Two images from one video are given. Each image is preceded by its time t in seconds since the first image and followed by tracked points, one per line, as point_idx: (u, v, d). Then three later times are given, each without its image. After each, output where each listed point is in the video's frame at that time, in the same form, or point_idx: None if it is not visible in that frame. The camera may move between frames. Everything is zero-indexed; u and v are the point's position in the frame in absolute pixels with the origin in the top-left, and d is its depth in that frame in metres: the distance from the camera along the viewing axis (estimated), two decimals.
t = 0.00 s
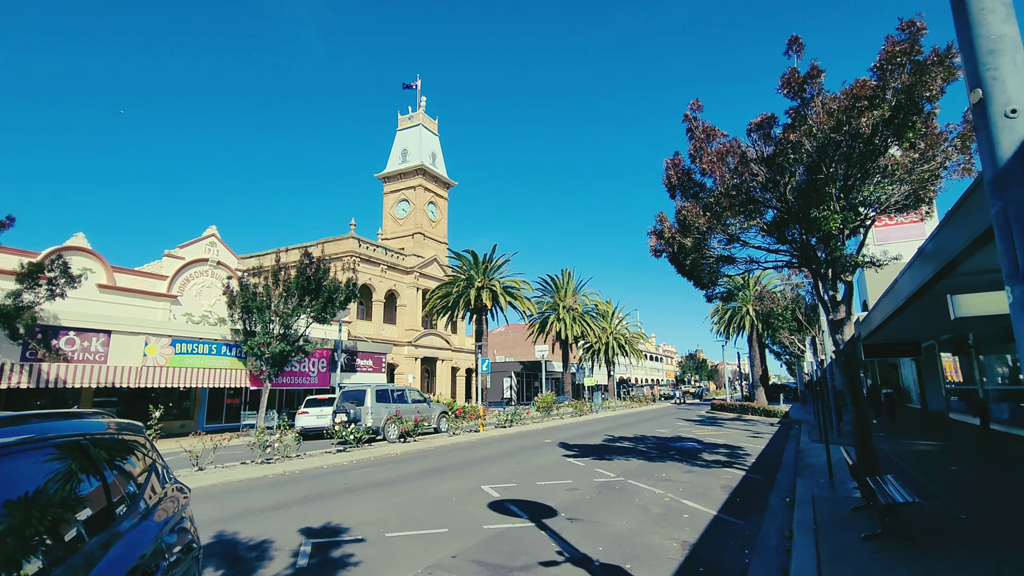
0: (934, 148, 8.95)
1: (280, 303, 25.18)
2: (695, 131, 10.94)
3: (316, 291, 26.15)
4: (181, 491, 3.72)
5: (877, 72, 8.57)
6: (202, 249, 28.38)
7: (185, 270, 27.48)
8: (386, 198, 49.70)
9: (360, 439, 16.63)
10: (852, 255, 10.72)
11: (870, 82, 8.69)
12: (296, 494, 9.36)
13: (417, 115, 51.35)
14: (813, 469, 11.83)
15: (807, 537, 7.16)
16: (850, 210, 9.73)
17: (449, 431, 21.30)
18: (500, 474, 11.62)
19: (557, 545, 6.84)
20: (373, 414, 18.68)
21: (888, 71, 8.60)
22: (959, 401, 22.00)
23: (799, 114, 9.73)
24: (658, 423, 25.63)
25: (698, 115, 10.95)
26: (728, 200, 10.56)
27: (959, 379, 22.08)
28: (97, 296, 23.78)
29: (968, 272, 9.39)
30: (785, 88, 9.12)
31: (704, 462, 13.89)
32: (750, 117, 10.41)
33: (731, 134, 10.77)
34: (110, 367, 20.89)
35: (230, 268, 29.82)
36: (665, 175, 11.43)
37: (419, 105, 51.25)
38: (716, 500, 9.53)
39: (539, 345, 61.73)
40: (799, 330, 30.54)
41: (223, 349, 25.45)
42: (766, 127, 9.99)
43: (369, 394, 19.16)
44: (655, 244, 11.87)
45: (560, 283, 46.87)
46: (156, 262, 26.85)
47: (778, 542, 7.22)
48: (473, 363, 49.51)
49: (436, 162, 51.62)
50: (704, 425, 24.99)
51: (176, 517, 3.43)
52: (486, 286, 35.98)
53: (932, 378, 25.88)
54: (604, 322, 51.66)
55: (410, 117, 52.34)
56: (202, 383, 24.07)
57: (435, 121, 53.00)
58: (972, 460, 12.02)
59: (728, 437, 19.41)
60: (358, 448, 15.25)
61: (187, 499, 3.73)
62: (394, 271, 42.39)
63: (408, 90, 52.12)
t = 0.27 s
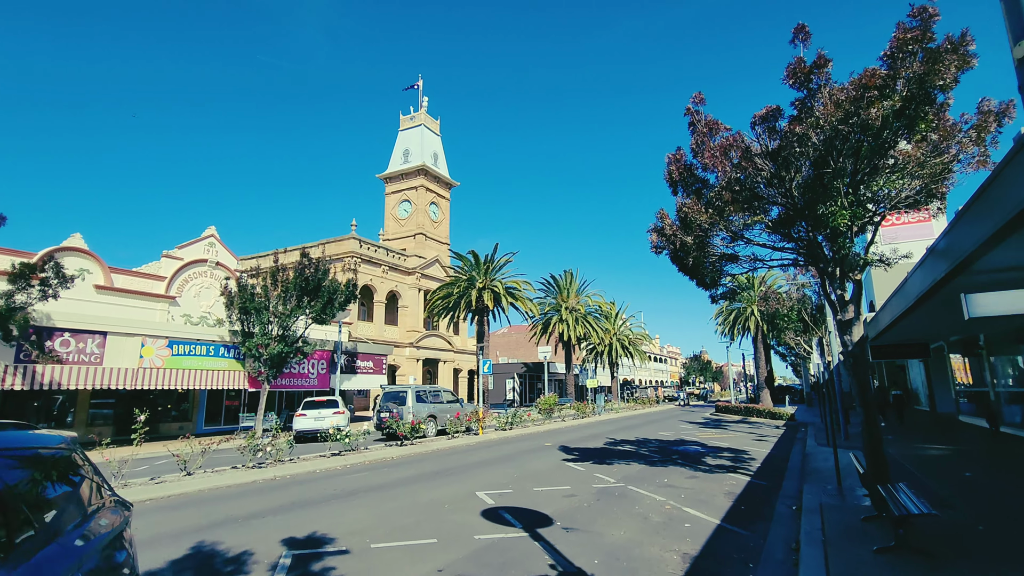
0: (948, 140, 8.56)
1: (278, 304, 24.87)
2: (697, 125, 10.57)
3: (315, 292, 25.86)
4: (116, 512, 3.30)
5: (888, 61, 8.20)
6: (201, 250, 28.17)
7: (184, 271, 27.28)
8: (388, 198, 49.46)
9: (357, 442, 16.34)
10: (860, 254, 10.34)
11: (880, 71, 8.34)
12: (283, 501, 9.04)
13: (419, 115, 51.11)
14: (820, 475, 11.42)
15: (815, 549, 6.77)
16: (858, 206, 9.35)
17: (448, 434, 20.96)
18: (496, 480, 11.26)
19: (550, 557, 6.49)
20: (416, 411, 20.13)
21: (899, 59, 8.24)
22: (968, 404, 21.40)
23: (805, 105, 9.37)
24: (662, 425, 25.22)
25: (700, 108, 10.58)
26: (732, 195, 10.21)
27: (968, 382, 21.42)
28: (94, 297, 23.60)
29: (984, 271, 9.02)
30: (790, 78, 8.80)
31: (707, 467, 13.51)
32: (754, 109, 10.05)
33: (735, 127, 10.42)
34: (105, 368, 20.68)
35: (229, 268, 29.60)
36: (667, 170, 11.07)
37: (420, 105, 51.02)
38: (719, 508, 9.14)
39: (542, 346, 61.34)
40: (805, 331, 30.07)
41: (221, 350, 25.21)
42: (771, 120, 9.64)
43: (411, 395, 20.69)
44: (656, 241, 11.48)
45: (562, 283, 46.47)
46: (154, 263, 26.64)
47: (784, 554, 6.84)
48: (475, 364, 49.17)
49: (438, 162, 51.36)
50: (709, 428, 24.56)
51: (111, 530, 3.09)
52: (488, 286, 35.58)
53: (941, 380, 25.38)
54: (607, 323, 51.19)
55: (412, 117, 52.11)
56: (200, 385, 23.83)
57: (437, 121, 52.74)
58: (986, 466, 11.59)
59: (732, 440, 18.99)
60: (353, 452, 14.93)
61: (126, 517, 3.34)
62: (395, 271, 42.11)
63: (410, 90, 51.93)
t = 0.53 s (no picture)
0: (960, 129, 8.19)
1: (276, 304, 24.62)
2: (698, 115, 10.22)
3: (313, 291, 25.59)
4: (43, 516, 3.02)
5: (896, 46, 7.88)
6: (200, 249, 28.00)
7: (183, 271, 27.10)
8: (389, 198, 49.26)
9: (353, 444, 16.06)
10: (867, 250, 9.98)
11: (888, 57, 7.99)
12: (269, 505, 8.74)
13: (421, 115, 50.91)
14: (827, 478, 11.02)
15: (821, 558, 6.41)
16: (866, 198, 8.96)
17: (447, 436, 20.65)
18: (490, 483, 10.93)
19: (540, 565, 6.16)
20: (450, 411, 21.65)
21: (909, 45, 7.88)
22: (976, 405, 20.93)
23: (810, 94, 9.03)
24: (665, 426, 24.84)
25: (701, 98, 10.24)
26: (732, 188, 9.85)
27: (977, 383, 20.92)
28: (91, 297, 23.43)
29: (996, 265, 8.63)
30: (793, 65, 8.50)
31: (709, 469, 13.15)
32: (758, 99, 9.71)
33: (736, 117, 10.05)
34: (100, 368, 20.50)
35: (228, 268, 29.41)
36: (666, 163, 10.72)
37: (422, 105, 50.79)
38: (721, 513, 8.77)
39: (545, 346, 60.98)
40: (810, 331, 29.63)
41: (219, 351, 25.00)
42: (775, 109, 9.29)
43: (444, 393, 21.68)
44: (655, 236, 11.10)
45: (565, 283, 46.10)
46: (153, 263, 26.48)
47: (788, 562, 6.48)
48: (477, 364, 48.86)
49: (440, 161, 51.11)
50: (713, 429, 24.20)
51: (35, 529, 2.80)
52: (489, 286, 35.26)
53: (951, 381, 24.85)
54: (611, 323, 50.80)
55: (414, 117, 51.89)
56: (197, 385, 23.59)
57: (439, 120, 52.51)
58: (1000, 470, 11.17)
59: (736, 442, 18.59)
60: (349, 453, 14.65)
61: (54, 523, 3.05)
62: (397, 271, 41.88)
63: (412, 90, 51.79)
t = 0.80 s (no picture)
0: (972, 118, 7.81)
1: (274, 304, 24.40)
2: (698, 108, 9.85)
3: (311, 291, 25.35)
4: None
5: (904, 33, 7.55)
6: (198, 250, 27.82)
7: (180, 271, 26.93)
8: (390, 198, 49.04)
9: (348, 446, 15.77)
10: (874, 248, 9.59)
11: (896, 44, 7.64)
12: (252, 511, 8.43)
13: (422, 114, 50.71)
14: (833, 484, 10.64)
15: (827, 571, 6.03)
16: (874, 192, 8.59)
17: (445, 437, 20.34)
18: (484, 487, 10.59)
19: None
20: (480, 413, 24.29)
21: (918, 30, 7.53)
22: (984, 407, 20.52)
23: (814, 83, 8.68)
24: (668, 428, 24.46)
25: (700, 91, 9.88)
26: (734, 183, 9.49)
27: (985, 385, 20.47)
28: (87, 298, 23.23)
29: (1011, 261, 8.24)
30: (795, 53, 8.16)
31: (711, 473, 12.78)
32: (760, 90, 9.34)
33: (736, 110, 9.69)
34: (95, 369, 20.27)
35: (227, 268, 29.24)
36: (664, 157, 10.32)
37: (423, 104, 50.55)
38: (723, 520, 8.40)
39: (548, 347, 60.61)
40: (815, 332, 29.19)
41: (217, 351, 24.76)
42: (777, 100, 8.94)
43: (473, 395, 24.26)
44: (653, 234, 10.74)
45: (568, 283, 45.74)
46: (150, 263, 26.28)
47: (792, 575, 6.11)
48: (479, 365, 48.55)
49: (442, 161, 50.88)
50: (716, 431, 23.80)
51: None
52: (490, 286, 34.97)
53: (959, 382, 24.35)
54: (613, 324, 50.42)
55: (415, 116, 51.68)
56: (193, 387, 23.35)
57: (440, 120, 52.28)
58: (1014, 475, 10.75)
59: (739, 445, 18.18)
60: (342, 456, 14.35)
61: None
62: (398, 272, 41.63)
63: (413, 90, 51.58)
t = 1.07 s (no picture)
0: (985, 104, 7.44)
1: (271, 303, 24.15)
2: (698, 98, 9.52)
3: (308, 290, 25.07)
4: None
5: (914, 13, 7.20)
6: (195, 249, 27.58)
7: (178, 270, 26.69)
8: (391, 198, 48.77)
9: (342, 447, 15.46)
10: (882, 242, 9.25)
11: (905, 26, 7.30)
12: (234, 515, 8.11)
13: (423, 113, 50.42)
14: (839, 487, 10.27)
15: None
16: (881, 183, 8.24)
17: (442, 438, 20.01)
18: (478, 490, 10.24)
19: None
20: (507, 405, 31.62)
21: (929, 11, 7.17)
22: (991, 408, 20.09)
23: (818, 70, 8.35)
24: (670, 429, 24.07)
25: (700, 79, 9.52)
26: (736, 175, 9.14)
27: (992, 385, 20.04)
28: (83, 297, 23.02)
29: None
30: (799, 36, 7.83)
31: (713, 475, 12.42)
32: (762, 78, 9.02)
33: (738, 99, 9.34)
34: (88, 369, 20.04)
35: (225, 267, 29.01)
36: (663, 149, 9.98)
37: (425, 103, 50.27)
38: (723, 525, 8.04)
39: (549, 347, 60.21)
40: (820, 331, 28.74)
41: (213, 351, 24.52)
42: (780, 87, 8.60)
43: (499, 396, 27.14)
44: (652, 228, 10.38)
45: (569, 283, 45.38)
46: (147, 262, 26.02)
47: None
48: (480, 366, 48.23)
49: (443, 160, 50.58)
50: (719, 432, 23.40)
51: None
52: (490, 285, 34.65)
53: (967, 382, 23.88)
54: (615, 324, 50.00)
55: (416, 115, 51.39)
56: (189, 387, 23.11)
57: (441, 119, 51.98)
58: None
59: (742, 446, 17.78)
60: (336, 458, 14.04)
61: None
62: (398, 271, 41.36)
63: (414, 88, 51.28)
